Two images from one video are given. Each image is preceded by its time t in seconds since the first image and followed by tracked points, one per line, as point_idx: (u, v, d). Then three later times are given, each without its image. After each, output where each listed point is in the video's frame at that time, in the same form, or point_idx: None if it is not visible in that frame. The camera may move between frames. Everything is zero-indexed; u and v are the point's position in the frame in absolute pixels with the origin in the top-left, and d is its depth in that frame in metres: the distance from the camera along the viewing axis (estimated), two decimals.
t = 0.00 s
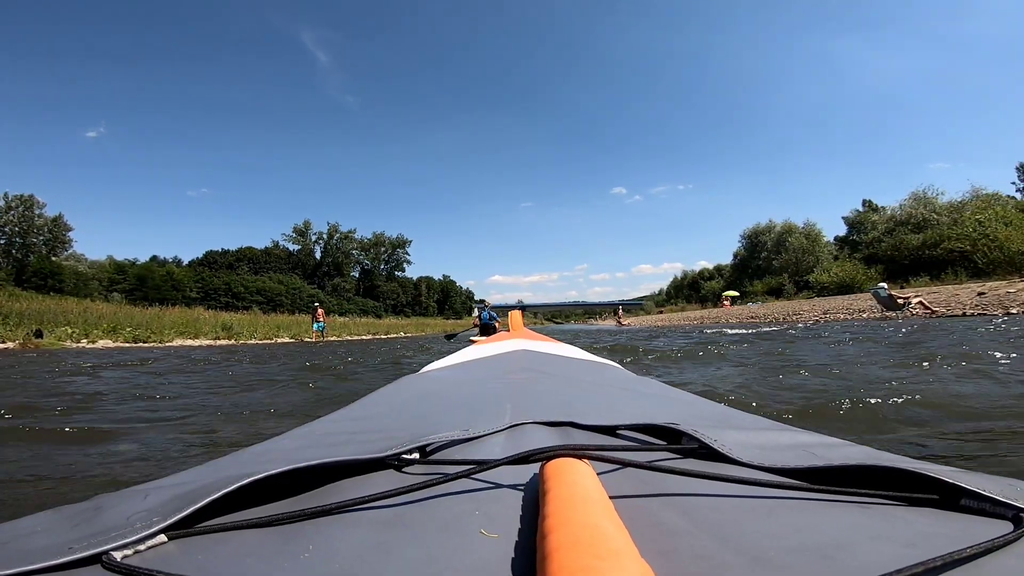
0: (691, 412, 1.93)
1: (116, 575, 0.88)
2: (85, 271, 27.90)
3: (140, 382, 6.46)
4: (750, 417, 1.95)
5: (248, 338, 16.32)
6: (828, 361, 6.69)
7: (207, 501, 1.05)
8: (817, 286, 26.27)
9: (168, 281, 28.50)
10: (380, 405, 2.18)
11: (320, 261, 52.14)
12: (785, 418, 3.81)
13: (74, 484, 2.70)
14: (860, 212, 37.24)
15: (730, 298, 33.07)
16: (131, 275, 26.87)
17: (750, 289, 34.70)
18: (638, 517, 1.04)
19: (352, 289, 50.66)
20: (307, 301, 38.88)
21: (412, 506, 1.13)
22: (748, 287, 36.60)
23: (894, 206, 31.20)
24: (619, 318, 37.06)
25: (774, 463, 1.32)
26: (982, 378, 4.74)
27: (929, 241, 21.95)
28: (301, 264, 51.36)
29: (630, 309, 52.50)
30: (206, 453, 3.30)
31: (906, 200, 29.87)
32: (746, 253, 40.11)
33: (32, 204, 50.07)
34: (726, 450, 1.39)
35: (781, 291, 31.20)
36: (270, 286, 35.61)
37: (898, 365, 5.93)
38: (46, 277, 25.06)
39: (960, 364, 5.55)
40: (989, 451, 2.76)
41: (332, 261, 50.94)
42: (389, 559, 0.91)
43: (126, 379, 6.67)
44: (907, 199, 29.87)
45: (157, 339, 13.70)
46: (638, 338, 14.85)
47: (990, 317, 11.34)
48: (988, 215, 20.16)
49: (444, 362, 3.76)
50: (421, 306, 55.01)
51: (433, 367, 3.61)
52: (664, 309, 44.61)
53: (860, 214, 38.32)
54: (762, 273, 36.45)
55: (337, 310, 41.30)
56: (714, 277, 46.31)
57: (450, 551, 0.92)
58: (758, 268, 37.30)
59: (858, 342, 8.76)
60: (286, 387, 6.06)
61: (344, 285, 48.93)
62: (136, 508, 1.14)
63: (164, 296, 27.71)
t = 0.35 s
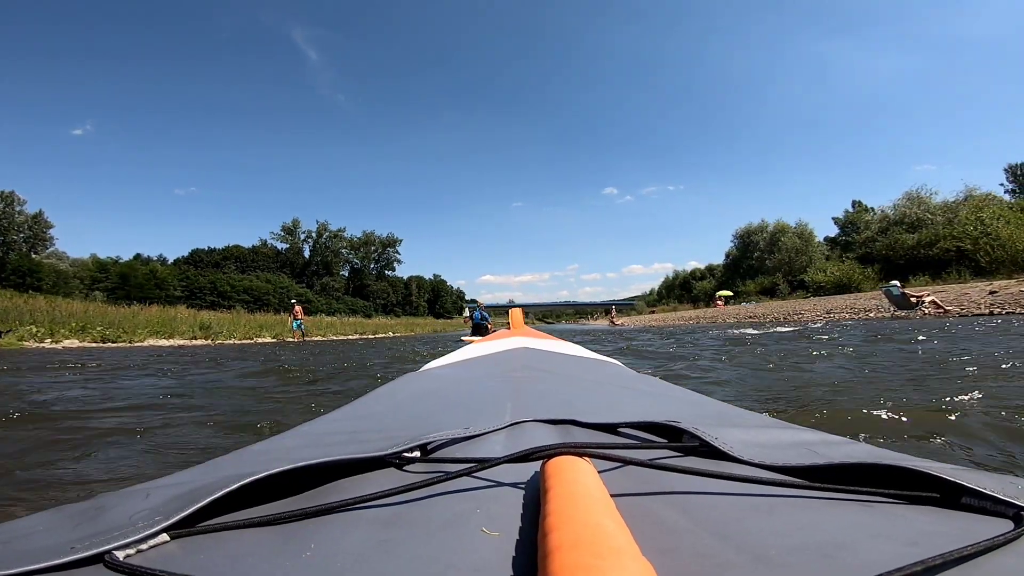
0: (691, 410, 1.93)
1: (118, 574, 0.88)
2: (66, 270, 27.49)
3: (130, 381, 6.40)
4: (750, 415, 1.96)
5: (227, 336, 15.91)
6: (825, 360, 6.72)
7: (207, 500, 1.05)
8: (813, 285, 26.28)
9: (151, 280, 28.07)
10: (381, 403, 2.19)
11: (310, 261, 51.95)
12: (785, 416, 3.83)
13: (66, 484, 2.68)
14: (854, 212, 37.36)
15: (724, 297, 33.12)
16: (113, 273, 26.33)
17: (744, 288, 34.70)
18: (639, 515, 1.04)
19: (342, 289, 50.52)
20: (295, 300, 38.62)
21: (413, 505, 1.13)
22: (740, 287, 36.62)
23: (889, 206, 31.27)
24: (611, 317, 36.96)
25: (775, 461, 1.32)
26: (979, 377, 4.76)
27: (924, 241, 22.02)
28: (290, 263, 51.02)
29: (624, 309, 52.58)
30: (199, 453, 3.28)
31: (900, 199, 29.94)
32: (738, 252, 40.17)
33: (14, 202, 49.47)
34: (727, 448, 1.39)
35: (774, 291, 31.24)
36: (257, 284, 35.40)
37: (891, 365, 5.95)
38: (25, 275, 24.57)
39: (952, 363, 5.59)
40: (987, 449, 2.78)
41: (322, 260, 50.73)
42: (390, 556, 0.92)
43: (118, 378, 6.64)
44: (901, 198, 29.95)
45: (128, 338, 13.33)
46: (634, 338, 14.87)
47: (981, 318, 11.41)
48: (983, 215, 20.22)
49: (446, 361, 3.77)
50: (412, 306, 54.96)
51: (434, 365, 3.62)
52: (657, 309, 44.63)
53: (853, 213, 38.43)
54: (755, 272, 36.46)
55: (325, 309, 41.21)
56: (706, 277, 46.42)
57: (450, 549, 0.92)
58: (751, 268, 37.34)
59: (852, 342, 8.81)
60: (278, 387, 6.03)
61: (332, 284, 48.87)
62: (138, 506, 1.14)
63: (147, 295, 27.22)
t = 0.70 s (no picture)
0: (689, 412, 1.93)
1: (110, 566, 0.88)
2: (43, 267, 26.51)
3: (118, 385, 6.29)
4: (748, 418, 1.96)
5: (202, 338, 15.42)
6: (819, 362, 6.75)
7: (202, 492, 1.05)
8: (806, 283, 26.26)
9: (132, 279, 27.25)
10: (379, 399, 2.18)
11: (296, 261, 51.59)
12: (780, 419, 3.85)
13: (47, 488, 2.62)
14: (846, 210, 37.48)
15: (717, 297, 33.16)
16: (93, 272, 24.53)
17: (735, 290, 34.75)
18: (634, 516, 1.04)
19: (329, 288, 50.30)
20: (281, 300, 38.23)
21: (409, 501, 1.13)
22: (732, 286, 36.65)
23: (881, 205, 31.32)
24: (603, 318, 36.84)
25: (770, 464, 1.32)
26: (972, 382, 4.80)
27: (917, 240, 22.07)
28: (276, 263, 50.51)
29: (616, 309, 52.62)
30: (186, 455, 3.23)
31: (892, 198, 29.99)
32: (729, 253, 40.23)
33: None
34: (723, 450, 1.39)
35: (765, 290, 31.28)
36: (241, 285, 35.09)
37: (880, 368, 5.98)
38: None
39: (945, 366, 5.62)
40: (981, 456, 2.79)
41: (309, 260, 50.36)
42: (385, 552, 0.92)
43: (106, 382, 6.53)
44: (893, 197, 30.00)
45: (95, 336, 12.78)
46: (627, 338, 14.87)
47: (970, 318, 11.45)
48: (977, 213, 20.27)
49: (444, 359, 3.77)
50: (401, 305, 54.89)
51: (433, 363, 3.62)
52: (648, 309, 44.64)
53: (844, 211, 38.57)
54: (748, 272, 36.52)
55: (313, 310, 40.96)
56: (697, 278, 46.46)
57: (445, 547, 0.92)
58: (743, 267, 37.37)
59: (845, 343, 8.85)
60: (266, 389, 5.94)
61: (319, 284, 48.66)
62: (133, 498, 1.14)
63: (128, 295, 26.24)
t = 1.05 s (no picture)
0: (693, 411, 1.93)
1: (118, 570, 0.88)
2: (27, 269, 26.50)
3: (114, 385, 6.30)
4: (753, 416, 1.95)
5: (178, 342, 15.15)
6: (818, 361, 6.76)
7: (209, 497, 1.05)
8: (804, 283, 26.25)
9: (114, 281, 27.25)
10: (382, 401, 2.19)
11: (286, 262, 51.54)
12: (783, 417, 3.85)
13: (44, 488, 2.62)
14: (841, 209, 37.49)
15: (711, 297, 33.18)
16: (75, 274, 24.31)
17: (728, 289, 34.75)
18: (641, 517, 1.03)
19: (319, 289, 50.29)
20: (270, 301, 38.28)
21: (415, 502, 1.13)
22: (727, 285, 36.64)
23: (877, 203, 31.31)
24: (598, 317, 36.79)
25: (775, 463, 1.32)
26: (973, 378, 4.80)
27: (914, 237, 22.08)
28: (266, 265, 50.34)
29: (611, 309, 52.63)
30: (182, 453, 3.23)
31: (887, 196, 29.96)
32: (724, 252, 40.24)
33: None
34: (728, 449, 1.39)
35: (759, 290, 31.33)
36: (228, 287, 35.11)
37: (882, 366, 5.98)
38: None
39: (945, 364, 5.62)
40: (983, 452, 2.79)
41: (298, 261, 50.33)
42: (392, 554, 0.91)
43: (101, 382, 6.53)
44: (888, 195, 29.97)
45: (61, 339, 12.63)
46: (624, 339, 14.86)
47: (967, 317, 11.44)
48: (973, 210, 20.27)
49: (448, 360, 3.77)
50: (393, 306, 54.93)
51: (436, 364, 3.63)
52: (642, 309, 44.64)
53: (838, 209, 38.58)
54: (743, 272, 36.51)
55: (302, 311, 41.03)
56: (690, 277, 46.46)
57: (452, 548, 0.92)
58: (738, 267, 37.39)
59: (844, 341, 8.84)
60: (260, 389, 5.94)
61: (309, 285, 48.72)
62: (139, 503, 1.14)
63: (110, 297, 26.24)
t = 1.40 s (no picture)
0: (695, 412, 1.93)
1: (122, 573, 0.88)
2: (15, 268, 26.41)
3: (108, 387, 6.28)
4: (753, 416, 1.95)
5: (154, 342, 15.02)
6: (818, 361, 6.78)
7: (211, 500, 1.05)
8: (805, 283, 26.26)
9: (100, 280, 27.14)
10: (384, 403, 2.19)
11: (278, 261, 51.35)
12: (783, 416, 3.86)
13: (37, 491, 2.60)
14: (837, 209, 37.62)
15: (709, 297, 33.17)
16: (62, 272, 24.32)
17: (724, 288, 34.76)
18: (644, 518, 1.03)
19: (311, 289, 50.18)
20: (261, 301, 38.15)
21: (418, 504, 1.13)
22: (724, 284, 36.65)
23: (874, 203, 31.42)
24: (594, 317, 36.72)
25: (778, 462, 1.32)
26: (971, 377, 4.83)
27: (914, 237, 22.17)
28: (257, 263, 49.97)
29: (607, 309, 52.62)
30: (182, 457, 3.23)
31: (884, 196, 30.07)
32: (720, 252, 40.27)
33: None
34: (729, 449, 1.39)
35: (757, 289, 31.42)
36: (218, 286, 35.00)
37: (882, 365, 6.00)
38: None
39: (945, 363, 5.65)
40: (983, 451, 2.80)
41: (290, 260, 50.16)
42: (396, 555, 0.92)
43: (95, 385, 6.51)
44: (884, 195, 30.09)
45: (26, 340, 12.46)
46: (622, 340, 14.87)
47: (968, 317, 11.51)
48: (973, 208, 20.37)
49: (449, 361, 3.78)
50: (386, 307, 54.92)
51: (437, 365, 3.63)
52: (638, 309, 44.60)
53: (834, 208, 38.74)
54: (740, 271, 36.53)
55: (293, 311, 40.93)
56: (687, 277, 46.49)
57: (455, 550, 0.92)
58: (734, 267, 37.44)
59: (842, 341, 8.87)
60: (257, 391, 5.94)
61: (301, 286, 48.61)
62: (141, 506, 1.14)
63: (95, 296, 26.14)
